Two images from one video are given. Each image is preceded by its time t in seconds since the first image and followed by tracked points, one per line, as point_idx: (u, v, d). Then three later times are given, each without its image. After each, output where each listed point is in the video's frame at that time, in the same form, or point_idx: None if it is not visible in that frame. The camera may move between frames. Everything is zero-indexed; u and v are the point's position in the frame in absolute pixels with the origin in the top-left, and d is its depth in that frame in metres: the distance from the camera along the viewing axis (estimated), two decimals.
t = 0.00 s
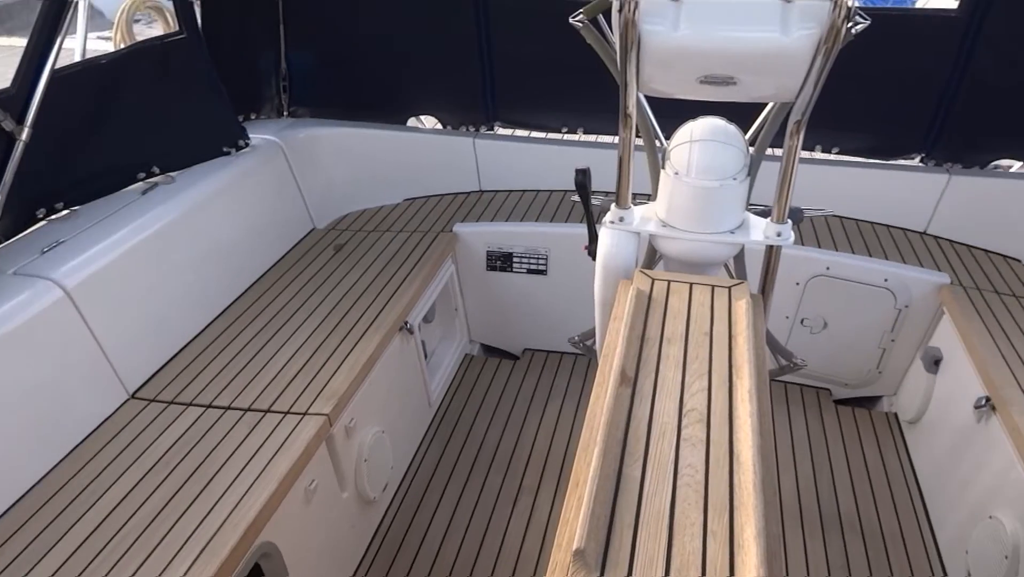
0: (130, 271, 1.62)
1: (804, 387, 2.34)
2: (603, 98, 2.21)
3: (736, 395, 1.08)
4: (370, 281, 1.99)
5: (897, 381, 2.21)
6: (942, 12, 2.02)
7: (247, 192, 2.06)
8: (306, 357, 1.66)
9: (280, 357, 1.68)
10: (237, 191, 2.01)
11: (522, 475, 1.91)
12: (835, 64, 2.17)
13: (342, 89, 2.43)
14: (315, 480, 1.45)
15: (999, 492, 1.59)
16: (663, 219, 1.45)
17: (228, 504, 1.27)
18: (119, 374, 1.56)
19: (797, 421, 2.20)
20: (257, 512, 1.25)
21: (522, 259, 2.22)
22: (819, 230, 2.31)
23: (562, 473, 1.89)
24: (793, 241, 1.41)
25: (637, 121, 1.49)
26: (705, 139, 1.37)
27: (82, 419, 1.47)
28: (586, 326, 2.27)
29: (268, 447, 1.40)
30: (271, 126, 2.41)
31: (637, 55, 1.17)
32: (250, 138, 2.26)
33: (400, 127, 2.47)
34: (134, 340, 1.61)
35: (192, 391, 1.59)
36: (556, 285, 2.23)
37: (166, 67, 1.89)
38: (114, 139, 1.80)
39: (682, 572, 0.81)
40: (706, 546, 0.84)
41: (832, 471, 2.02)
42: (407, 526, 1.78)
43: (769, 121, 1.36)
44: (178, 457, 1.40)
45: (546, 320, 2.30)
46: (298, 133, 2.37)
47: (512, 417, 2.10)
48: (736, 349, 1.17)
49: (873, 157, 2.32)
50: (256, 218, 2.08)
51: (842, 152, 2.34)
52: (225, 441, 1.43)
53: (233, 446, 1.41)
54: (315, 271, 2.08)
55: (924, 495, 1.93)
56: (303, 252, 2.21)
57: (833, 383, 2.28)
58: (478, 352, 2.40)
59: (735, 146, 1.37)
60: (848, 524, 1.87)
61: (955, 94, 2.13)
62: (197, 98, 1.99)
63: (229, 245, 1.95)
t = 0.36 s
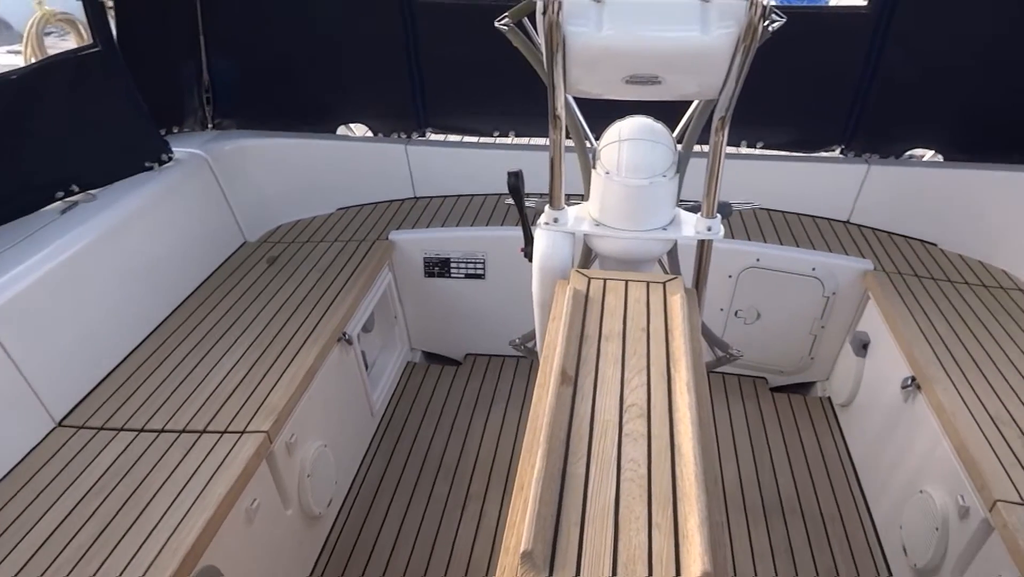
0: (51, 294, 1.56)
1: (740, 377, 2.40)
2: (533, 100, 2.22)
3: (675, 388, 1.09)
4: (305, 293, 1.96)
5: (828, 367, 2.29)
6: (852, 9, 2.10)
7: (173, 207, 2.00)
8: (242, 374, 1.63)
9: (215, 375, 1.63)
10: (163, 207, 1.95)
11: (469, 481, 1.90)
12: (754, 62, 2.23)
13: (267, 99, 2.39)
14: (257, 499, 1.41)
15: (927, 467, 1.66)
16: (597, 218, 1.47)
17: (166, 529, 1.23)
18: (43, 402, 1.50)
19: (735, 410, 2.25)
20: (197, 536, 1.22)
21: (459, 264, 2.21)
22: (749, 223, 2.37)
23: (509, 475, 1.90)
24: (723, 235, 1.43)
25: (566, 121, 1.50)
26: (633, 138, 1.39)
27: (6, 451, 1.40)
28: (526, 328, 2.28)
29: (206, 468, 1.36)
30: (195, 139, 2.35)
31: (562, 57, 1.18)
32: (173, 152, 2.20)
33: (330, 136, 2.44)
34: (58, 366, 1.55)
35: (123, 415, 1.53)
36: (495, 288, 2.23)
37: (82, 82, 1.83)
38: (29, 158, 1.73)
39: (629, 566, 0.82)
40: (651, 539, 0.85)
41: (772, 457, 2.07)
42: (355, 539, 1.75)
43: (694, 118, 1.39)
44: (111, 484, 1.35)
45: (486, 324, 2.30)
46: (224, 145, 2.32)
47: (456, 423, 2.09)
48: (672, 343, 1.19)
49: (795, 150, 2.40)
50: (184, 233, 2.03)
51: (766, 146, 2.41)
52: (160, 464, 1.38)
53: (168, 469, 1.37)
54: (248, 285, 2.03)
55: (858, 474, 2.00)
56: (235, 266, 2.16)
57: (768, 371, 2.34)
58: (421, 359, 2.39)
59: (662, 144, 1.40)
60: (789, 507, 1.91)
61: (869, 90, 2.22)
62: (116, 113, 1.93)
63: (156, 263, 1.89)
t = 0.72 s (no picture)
0: None
1: (676, 373, 2.44)
2: (461, 105, 2.26)
3: (609, 386, 1.11)
4: (235, 306, 1.91)
5: (760, 359, 2.35)
6: (768, 11, 2.17)
7: (92, 223, 1.93)
8: (170, 393, 1.58)
9: (142, 395, 1.58)
10: (81, 223, 1.88)
11: (411, 489, 1.88)
12: (677, 64, 2.28)
13: (192, 109, 2.34)
14: (190, 520, 1.37)
15: (855, 452, 1.72)
16: (529, 221, 1.47)
17: (94, 557, 1.18)
18: None
19: (673, 405, 2.29)
20: (127, 563, 1.17)
21: (394, 271, 2.19)
22: (679, 223, 2.41)
23: (451, 482, 1.89)
24: (652, 234, 1.46)
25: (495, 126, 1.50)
26: (560, 141, 1.40)
27: None
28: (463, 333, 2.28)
29: (135, 491, 1.31)
30: (114, 151, 2.27)
31: (488, 61, 1.18)
32: (91, 166, 2.12)
33: (256, 145, 2.39)
34: None
35: (44, 441, 1.47)
36: (431, 294, 2.22)
37: None
38: None
39: (570, 566, 0.83)
40: (591, 537, 0.86)
41: (709, 449, 2.12)
42: (295, 556, 1.71)
43: (620, 121, 1.41)
44: (32, 513, 1.28)
45: (424, 331, 2.28)
46: (145, 157, 2.24)
47: (395, 432, 2.07)
48: (605, 342, 1.21)
49: (721, 148, 2.48)
50: (104, 250, 1.95)
51: (693, 146, 2.47)
52: (86, 490, 1.32)
53: (95, 495, 1.31)
54: (175, 301, 1.97)
55: (792, 463, 2.06)
56: (160, 282, 2.09)
57: (703, 366, 2.39)
58: (358, 369, 2.36)
59: (589, 146, 1.41)
60: (727, 498, 1.95)
61: (786, 91, 2.32)
62: (29, 126, 1.85)
63: (75, 281, 1.82)
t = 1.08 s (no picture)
0: None
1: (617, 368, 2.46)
2: (388, 108, 2.28)
3: (548, 383, 1.12)
4: (165, 325, 1.86)
5: (698, 349, 2.40)
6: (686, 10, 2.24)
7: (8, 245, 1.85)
8: (100, 417, 1.53)
9: (70, 421, 1.52)
10: None
11: (357, 501, 1.86)
12: (601, 64, 2.31)
13: (112, 124, 2.28)
14: (126, 547, 1.33)
15: (791, 436, 1.77)
16: (462, 225, 1.47)
17: None
18: None
19: (615, 400, 2.31)
20: None
21: (330, 281, 2.17)
22: (613, 221, 2.43)
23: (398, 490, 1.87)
24: (585, 231, 1.47)
25: (422, 130, 1.49)
26: (490, 143, 1.41)
27: None
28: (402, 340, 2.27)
29: (66, 521, 1.26)
30: (29, 169, 2.18)
31: (411, 66, 1.18)
32: (4, 186, 2.04)
33: (182, 159, 2.34)
34: None
35: None
36: (369, 301, 2.20)
37: None
38: None
39: (515, 563, 0.83)
40: (535, 534, 0.87)
41: (651, 441, 2.15)
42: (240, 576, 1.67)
43: (548, 122, 1.42)
44: None
45: (362, 340, 2.26)
46: (63, 175, 2.16)
47: (339, 444, 2.04)
48: (542, 341, 1.22)
49: (647, 146, 2.51)
50: (22, 273, 1.88)
51: (621, 143, 2.48)
52: (13, 523, 1.27)
53: (23, 527, 1.26)
54: (101, 322, 1.91)
55: (732, 449, 2.10)
56: (85, 304, 2.02)
57: (642, 360, 2.43)
58: (297, 383, 2.31)
59: (518, 147, 1.43)
60: (671, 488, 1.98)
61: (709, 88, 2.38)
62: None
63: None
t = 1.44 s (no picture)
0: None
1: (554, 368, 2.48)
2: (313, 114, 2.27)
3: (482, 385, 1.12)
4: (86, 344, 1.79)
5: (631, 345, 2.44)
6: (605, 13, 2.27)
7: None
8: (19, 442, 1.46)
9: None
10: None
11: (295, 515, 1.83)
12: (526, 68, 2.34)
13: (21, 137, 2.18)
14: None
15: (723, 426, 1.82)
16: (392, 230, 1.46)
17: None
18: None
19: (553, 399, 2.33)
20: None
21: (259, 292, 2.13)
22: (543, 222, 2.45)
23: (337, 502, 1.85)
24: (514, 233, 1.49)
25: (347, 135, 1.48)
26: (416, 148, 1.41)
27: None
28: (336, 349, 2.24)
29: None
30: None
31: (332, 71, 1.16)
32: None
33: (99, 171, 2.26)
34: None
35: None
36: (300, 311, 2.18)
37: None
38: None
39: (453, 565, 0.83)
40: (472, 536, 0.87)
41: (590, 438, 2.17)
42: None
43: (474, 126, 1.43)
44: None
45: (295, 350, 2.22)
46: None
47: (274, 458, 2.00)
48: (475, 343, 1.22)
49: (575, 147, 2.54)
50: None
51: (550, 146, 2.51)
52: None
53: None
54: (16, 343, 1.83)
55: (668, 442, 2.14)
56: None
57: (578, 358, 2.45)
58: (229, 398, 2.25)
59: (445, 151, 1.43)
60: (610, 483, 2.01)
61: (632, 88, 2.43)
62: None
63: None
